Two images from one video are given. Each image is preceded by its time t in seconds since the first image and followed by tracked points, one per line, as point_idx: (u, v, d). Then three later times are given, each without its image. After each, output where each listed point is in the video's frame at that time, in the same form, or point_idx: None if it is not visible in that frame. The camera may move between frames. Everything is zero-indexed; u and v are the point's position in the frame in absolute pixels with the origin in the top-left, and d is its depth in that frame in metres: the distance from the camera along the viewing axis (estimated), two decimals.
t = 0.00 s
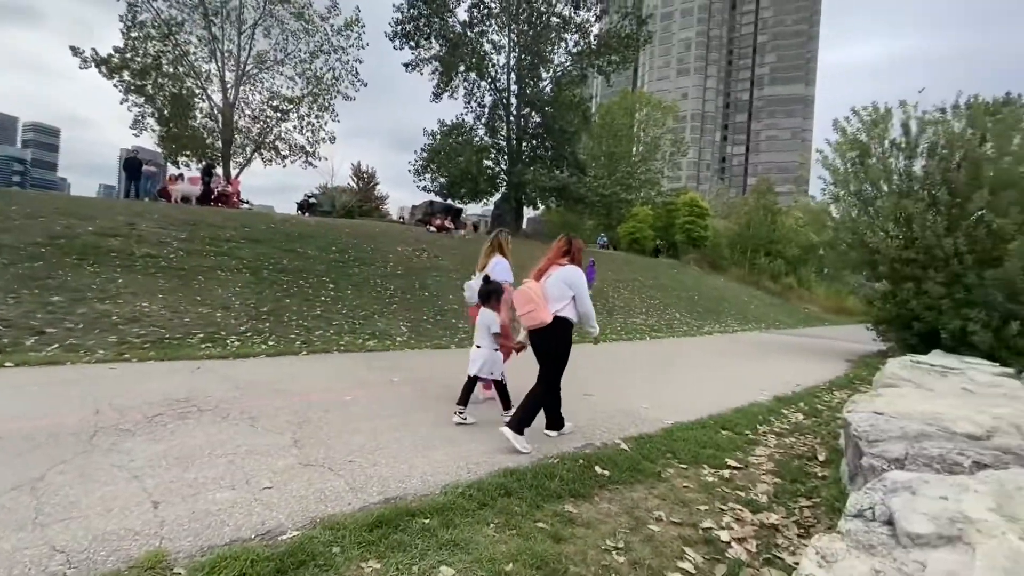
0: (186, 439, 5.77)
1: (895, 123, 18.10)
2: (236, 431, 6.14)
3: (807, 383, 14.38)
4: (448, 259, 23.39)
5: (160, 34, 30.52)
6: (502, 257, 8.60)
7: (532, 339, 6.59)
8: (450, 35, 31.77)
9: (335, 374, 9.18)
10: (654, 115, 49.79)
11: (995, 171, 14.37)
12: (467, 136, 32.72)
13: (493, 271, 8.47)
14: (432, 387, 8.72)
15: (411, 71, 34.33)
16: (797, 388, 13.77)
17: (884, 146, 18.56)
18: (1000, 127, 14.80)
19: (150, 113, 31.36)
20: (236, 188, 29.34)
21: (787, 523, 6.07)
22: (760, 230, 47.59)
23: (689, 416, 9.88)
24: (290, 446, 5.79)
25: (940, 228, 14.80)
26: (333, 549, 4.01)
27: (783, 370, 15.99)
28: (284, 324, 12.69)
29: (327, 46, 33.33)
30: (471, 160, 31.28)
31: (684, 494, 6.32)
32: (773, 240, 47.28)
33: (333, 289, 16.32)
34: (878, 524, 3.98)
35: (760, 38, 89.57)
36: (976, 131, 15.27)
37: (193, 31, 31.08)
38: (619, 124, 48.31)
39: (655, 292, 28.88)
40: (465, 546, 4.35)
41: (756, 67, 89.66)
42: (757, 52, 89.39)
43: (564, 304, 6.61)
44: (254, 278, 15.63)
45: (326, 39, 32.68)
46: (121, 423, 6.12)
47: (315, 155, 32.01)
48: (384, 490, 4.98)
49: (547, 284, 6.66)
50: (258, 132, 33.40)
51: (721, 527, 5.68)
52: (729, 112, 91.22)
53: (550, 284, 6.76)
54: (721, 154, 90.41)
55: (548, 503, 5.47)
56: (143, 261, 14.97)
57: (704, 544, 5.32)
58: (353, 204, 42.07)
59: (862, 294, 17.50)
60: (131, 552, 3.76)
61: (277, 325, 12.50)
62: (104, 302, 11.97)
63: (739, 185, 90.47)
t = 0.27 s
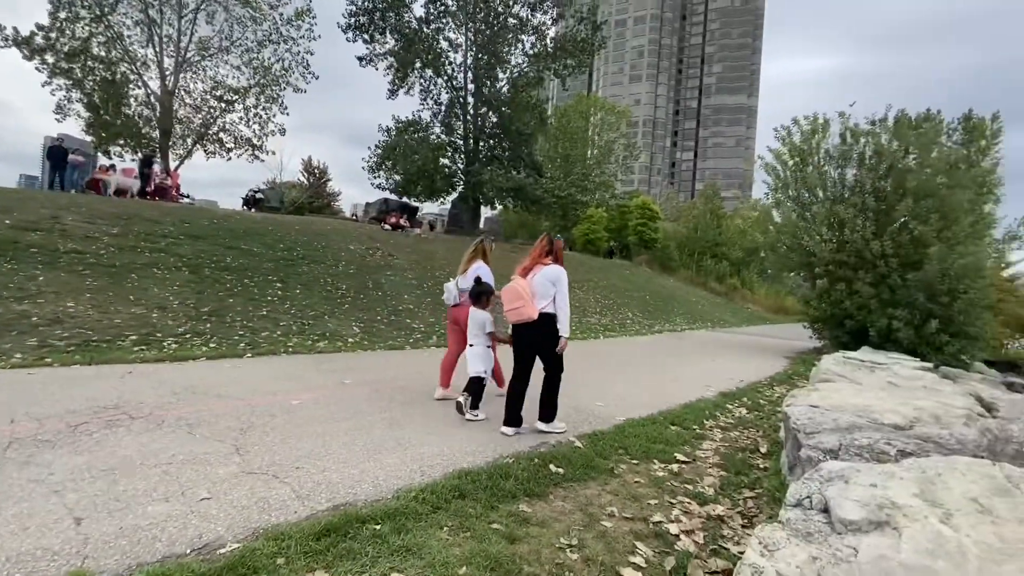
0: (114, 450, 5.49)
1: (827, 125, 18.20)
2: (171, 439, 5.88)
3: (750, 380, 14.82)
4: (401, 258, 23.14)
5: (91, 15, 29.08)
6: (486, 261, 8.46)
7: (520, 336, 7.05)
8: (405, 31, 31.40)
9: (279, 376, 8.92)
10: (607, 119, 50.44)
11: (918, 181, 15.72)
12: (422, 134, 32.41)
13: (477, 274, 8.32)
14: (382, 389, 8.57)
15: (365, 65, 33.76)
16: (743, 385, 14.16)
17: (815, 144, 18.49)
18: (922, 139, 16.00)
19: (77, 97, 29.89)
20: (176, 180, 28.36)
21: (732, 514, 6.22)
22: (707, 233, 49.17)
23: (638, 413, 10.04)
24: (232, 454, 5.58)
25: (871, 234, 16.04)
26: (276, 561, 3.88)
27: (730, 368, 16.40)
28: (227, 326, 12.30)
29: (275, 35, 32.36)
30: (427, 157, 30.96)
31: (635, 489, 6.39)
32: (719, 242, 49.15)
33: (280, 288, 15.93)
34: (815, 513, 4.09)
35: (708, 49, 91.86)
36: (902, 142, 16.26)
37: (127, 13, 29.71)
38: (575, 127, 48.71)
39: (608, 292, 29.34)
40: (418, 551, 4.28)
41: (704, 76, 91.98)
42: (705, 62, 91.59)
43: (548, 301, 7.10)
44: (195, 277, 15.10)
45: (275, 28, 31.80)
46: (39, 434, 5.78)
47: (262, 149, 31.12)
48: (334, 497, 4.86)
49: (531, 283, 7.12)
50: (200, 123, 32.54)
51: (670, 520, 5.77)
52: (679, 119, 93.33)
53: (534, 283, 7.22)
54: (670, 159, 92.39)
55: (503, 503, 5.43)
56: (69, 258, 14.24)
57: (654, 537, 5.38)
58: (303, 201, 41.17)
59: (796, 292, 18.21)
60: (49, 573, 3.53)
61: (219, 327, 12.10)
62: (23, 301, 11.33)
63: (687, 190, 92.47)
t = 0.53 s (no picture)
0: (38, 462, 5.19)
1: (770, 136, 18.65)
2: (104, 449, 5.60)
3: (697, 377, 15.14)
4: (355, 257, 22.79)
5: None
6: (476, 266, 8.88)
7: (507, 341, 7.58)
8: (361, 24, 30.88)
9: (223, 380, 8.64)
10: (564, 122, 50.78)
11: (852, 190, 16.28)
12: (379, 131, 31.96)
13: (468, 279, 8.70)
14: (331, 392, 8.41)
15: (320, 58, 33.07)
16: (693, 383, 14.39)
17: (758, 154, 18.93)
18: (856, 150, 16.64)
19: None
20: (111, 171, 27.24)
21: (681, 508, 6.32)
22: (660, 236, 50.34)
23: (593, 411, 10.10)
24: (172, 464, 5.35)
25: (809, 238, 16.49)
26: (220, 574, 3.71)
27: (680, 366, 16.72)
28: (167, 327, 11.84)
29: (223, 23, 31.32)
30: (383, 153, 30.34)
31: (589, 486, 6.42)
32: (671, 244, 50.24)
33: (226, 287, 15.45)
34: (755, 503, 4.14)
35: (662, 57, 93.74)
36: (838, 153, 16.82)
37: None
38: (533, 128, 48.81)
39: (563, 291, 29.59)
40: (372, 557, 4.17)
41: (658, 83, 93.82)
42: (659, 69, 93.43)
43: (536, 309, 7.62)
44: (132, 275, 14.49)
45: (222, 15, 30.77)
46: None
47: (207, 141, 30.08)
48: (283, 505, 4.71)
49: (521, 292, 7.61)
50: (137, 111, 31.29)
51: (622, 516, 5.82)
52: (634, 124, 94.90)
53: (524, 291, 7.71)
54: (625, 163, 93.84)
55: (458, 505, 5.36)
56: None
57: (607, 533, 5.42)
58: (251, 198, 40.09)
59: (742, 294, 18.70)
60: None
61: (158, 328, 11.63)
62: None
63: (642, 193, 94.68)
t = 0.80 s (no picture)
0: None
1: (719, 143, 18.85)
2: (34, 460, 5.29)
3: (651, 375, 15.36)
4: (310, 255, 22.33)
5: None
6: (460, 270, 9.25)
7: (490, 336, 7.98)
8: (318, 15, 30.14)
9: (166, 384, 8.28)
10: (525, 122, 50.88)
11: (796, 198, 16.71)
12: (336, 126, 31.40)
13: (452, 280, 9.07)
14: (280, 394, 8.14)
15: (273, 48, 32.20)
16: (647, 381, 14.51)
17: (710, 162, 19.20)
18: (800, 160, 17.13)
19: None
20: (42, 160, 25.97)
21: (634, 502, 6.39)
22: (617, 237, 51.28)
23: (549, 409, 10.09)
24: (111, 472, 5.11)
25: (755, 242, 16.83)
26: None
27: (635, 364, 16.89)
28: (103, 328, 11.31)
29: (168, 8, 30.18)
30: (340, 150, 30.08)
31: (546, 484, 6.42)
32: (629, 246, 51.07)
33: (170, 287, 14.90)
34: (702, 495, 4.17)
35: (620, 63, 95.22)
36: (784, 162, 17.29)
37: None
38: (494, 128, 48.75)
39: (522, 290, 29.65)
40: (326, 563, 4.05)
41: (617, 88, 95.33)
42: (618, 75, 94.82)
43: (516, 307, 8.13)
44: (65, 273, 13.81)
45: None
46: None
47: (148, 130, 28.86)
48: (231, 512, 4.54)
49: (503, 290, 8.12)
50: (71, 96, 29.81)
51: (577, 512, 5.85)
52: (593, 127, 96.03)
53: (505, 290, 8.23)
54: (585, 166, 94.81)
55: (415, 506, 5.28)
56: None
57: (563, 529, 5.43)
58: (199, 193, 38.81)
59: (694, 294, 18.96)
60: None
61: (94, 330, 11.10)
62: None
63: (601, 195, 96.06)
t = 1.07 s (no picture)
0: None
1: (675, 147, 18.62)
2: None
3: (608, 373, 15.49)
4: (267, 252, 21.85)
5: None
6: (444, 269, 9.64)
7: (474, 339, 8.61)
8: (277, 6, 29.52)
9: (109, 387, 7.96)
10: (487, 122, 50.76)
11: (748, 202, 16.94)
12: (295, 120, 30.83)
13: (438, 282, 9.56)
14: (234, 397, 7.89)
15: (227, 36, 31.37)
16: (606, 380, 14.60)
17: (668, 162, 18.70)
18: (753, 165, 17.27)
19: None
20: None
21: (591, 496, 6.44)
22: (580, 238, 51.90)
23: (508, 407, 10.07)
24: (48, 480, 4.87)
25: (710, 245, 16.98)
26: None
27: (594, 362, 17.00)
28: (39, 329, 10.80)
29: None
30: (297, 146, 29.41)
31: (506, 481, 6.40)
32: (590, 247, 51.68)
33: (114, 285, 14.33)
34: (653, 487, 4.33)
35: (583, 66, 96.12)
36: (737, 167, 17.37)
37: None
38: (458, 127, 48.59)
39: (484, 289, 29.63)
40: (280, 567, 3.94)
41: (581, 91, 96.16)
42: (581, 78, 95.71)
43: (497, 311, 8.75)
44: None
45: None
46: None
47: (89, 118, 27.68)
48: (179, 519, 4.38)
49: (485, 296, 8.65)
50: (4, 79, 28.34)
51: (536, 508, 5.88)
52: (556, 129, 96.66)
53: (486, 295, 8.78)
54: (548, 167, 95.33)
55: (373, 507, 5.18)
56: None
57: (521, 525, 5.44)
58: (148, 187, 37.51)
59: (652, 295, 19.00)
60: None
61: (30, 331, 10.58)
62: None
63: (563, 196, 96.72)
